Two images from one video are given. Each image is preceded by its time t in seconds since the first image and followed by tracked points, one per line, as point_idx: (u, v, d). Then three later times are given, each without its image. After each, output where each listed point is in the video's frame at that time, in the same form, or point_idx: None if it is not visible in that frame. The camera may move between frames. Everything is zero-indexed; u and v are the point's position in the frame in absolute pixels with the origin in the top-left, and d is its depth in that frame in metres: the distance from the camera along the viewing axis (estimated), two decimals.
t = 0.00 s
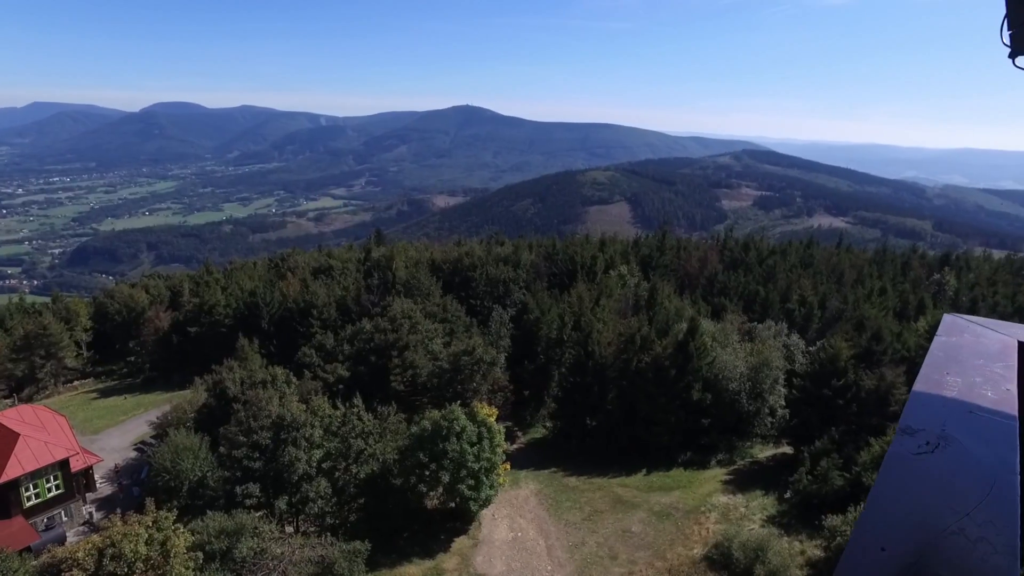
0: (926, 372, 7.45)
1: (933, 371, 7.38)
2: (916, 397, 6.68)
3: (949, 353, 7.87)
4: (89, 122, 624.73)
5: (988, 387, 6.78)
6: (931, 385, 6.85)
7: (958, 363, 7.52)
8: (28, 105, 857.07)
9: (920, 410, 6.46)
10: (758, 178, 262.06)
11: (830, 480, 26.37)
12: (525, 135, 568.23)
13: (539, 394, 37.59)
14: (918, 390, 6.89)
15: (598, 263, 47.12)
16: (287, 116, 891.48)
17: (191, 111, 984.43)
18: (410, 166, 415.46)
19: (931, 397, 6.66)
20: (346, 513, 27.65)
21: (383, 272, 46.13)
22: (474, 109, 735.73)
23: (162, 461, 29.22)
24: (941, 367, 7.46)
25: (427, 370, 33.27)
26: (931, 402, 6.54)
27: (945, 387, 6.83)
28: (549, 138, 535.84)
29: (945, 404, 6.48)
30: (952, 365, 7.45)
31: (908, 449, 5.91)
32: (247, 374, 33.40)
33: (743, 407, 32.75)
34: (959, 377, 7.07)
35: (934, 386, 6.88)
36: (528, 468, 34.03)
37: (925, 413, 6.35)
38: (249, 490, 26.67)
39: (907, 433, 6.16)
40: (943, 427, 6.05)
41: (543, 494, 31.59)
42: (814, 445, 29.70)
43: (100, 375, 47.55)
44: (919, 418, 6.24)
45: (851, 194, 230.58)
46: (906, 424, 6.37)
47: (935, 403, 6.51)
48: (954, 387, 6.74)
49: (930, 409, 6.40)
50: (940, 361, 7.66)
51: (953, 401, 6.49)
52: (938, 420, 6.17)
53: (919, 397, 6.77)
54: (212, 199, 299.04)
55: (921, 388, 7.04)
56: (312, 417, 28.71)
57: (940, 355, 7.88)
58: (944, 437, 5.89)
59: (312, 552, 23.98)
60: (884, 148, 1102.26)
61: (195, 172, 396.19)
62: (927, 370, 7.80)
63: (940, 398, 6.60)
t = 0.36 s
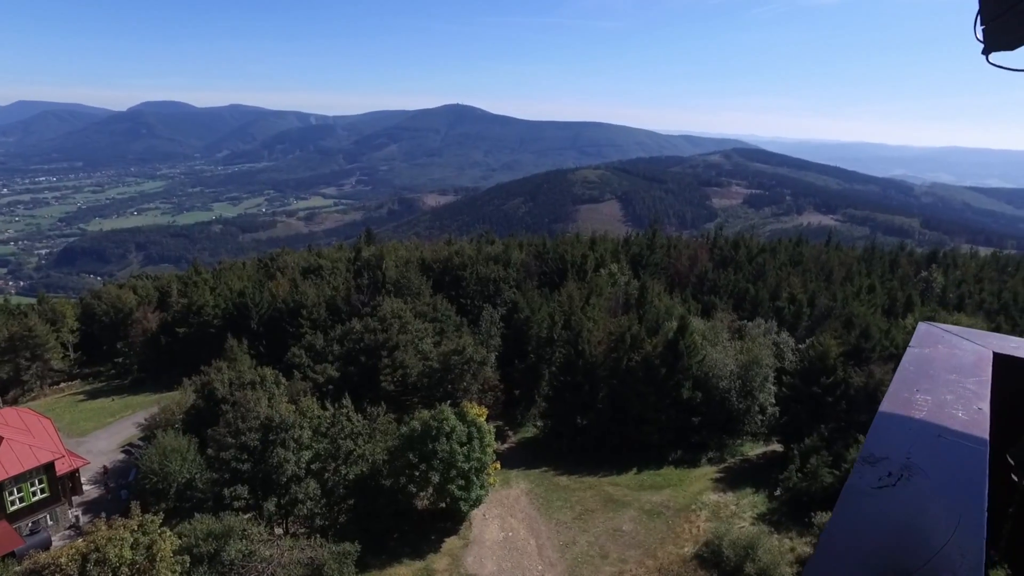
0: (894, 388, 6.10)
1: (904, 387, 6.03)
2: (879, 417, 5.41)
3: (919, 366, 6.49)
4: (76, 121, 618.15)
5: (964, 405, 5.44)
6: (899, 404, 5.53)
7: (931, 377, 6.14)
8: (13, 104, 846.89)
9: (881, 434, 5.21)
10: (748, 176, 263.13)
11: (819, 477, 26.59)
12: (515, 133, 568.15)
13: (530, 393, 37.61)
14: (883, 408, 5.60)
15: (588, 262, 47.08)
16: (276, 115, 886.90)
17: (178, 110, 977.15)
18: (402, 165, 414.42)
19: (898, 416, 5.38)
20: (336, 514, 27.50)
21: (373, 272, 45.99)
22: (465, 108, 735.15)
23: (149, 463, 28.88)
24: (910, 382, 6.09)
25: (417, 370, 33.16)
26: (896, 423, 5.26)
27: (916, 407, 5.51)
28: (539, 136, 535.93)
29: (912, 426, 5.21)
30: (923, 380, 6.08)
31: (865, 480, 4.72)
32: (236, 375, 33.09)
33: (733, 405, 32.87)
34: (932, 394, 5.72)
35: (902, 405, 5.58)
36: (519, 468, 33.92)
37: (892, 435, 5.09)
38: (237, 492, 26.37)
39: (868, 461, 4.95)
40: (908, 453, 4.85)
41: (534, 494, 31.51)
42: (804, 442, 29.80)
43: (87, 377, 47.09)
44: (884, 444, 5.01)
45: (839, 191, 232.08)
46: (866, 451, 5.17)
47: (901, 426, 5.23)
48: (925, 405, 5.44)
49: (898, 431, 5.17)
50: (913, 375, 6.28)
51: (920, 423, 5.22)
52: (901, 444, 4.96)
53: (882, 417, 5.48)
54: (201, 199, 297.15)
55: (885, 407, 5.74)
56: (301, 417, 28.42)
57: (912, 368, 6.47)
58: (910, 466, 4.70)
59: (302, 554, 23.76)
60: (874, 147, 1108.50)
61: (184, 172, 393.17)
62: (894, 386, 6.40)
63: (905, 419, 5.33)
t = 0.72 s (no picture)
0: (874, 403, 5.09)
1: (881, 405, 5.02)
2: (853, 440, 4.42)
3: (904, 378, 5.47)
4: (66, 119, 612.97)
5: (950, 425, 4.49)
6: (878, 425, 4.52)
7: (919, 392, 5.11)
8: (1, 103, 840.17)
9: (853, 462, 4.22)
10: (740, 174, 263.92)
11: (812, 475, 26.72)
12: (509, 131, 568.15)
13: (522, 391, 37.56)
14: (857, 428, 4.62)
15: (581, 260, 47.08)
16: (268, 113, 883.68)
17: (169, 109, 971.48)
18: (395, 164, 413.17)
19: (875, 440, 4.39)
20: (328, 515, 27.37)
21: (365, 271, 45.90)
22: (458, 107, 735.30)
23: (140, 465, 28.64)
24: (891, 398, 5.08)
25: (410, 369, 33.08)
26: (871, 449, 4.28)
27: (897, 429, 4.49)
28: (533, 135, 536.20)
29: (893, 449, 4.23)
30: (906, 397, 5.07)
31: (837, 516, 3.71)
32: (226, 376, 32.81)
33: (727, 403, 32.95)
34: (916, 413, 4.72)
35: (881, 427, 4.56)
36: (511, 467, 33.80)
37: (866, 464, 4.10)
38: (227, 493, 26.08)
39: (840, 491, 3.94)
40: (886, 486, 3.87)
41: (527, 493, 31.44)
42: (796, 440, 29.83)
43: (78, 378, 46.80)
44: (855, 473, 4.03)
45: (831, 189, 233.46)
46: (836, 481, 4.16)
47: (880, 450, 4.25)
48: (908, 428, 4.43)
49: (874, 460, 4.18)
50: (892, 390, 5.27)
51: (903, 448, 4.23)
52: (876, 475, 3.99)
53: (857, 440, 4.49)
54: (193, 198, 295.60)
55: (861, 426, 4.77)
56: (292, 418, 28.19)
57: (891, 381, 5.47)
58: (888, 501, 3.72)
59: (294, 556, 23.57)
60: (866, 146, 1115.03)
61: (176, 171, 391.12)
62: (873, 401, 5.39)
63: (885, 442, 4.34)
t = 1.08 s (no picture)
0: (859, 427, 5.04)
1: (868, 429, 4.94)
2: (837, 476, 4.32)
3: (894, 396, 5.39)
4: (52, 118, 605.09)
5: (938, 455, 4.46)
6: (862, 456, 4.46)
7: (905, 410, 5.07)
8: None
9: (838, 497, 4.15)
10: (730, 173, 264.72)
11: (801, 473, 26.69)
12: (500, 130, 567.64)
13: (513, 391, 37.47)
14: (842, 460, 4.53)
15: (571, 260, 47.08)
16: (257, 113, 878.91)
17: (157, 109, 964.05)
18: (385, 164, 411.64)
19: (861, 473, 4.32)
20: (318, 517, 27.16)
21: (355, 271, 45.67)
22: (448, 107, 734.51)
23: (127, 468, 28.29)
24: (879, 418, 5.02)
25: (399, 370, 32.89)
26: (856, 482, 4.23)
27: (881, 458, 4.46)
28: (524, 134, 536.07)
29: (878, 486, 4.14)
30: (891, 417, 5.01)
31: (821, 563, 3.58)
32: (214, 378, 32.48)
33: (716, 402, 33.05)
34: (902, 437, 4.67)
35: (862, 457, 4.51)
36: (502, 467, 33.69)
37: (850, 501, 4.03)
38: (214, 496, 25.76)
39: (823, 534, 3.83)
40: (871, 531, 3.77)
41: (517, 493, 31.35)
42: (786, 438, 29.88)
43: (63, 381, 46.28)
44: (843, 509, 3.94)
45: (820, 188, 234.67)
46: (820, 521, 4.03)
47: (865, 481, 4.18)
48: (896, 456, 4.40)
49: (859, 497, 4.07)
50: (882, 409, 5.20)
51: (884, 481, 4.18)
52: (863, 512, 3.93)
53: (839, 474, 4.41)
54: (181, 198, 293.20)
55: (847, 457, 4.66)
56: (280, 419, 27.90)
57: (879, 400, 5.39)
58: (875, 548, 3.61)
59: (282, 559, 23.30)
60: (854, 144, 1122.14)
61: (164, 171, 388.08)
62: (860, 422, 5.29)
63: (870, 474, 4.29)
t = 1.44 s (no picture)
0: (841, 450, 5.11)
1: (851, 453, 4.94)
2: (814, 516, 4.23)
3: (880, 416, 5.50)
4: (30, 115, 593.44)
5: (926, 484, 4.49)
6: (841, 489, 4.39)
7: (891, 433, 5.16)
8: None
9: (820, 533, 4.04)
10: (716, 171, 266.08)
11: (787, 469, 26.86)
12: (487, 129, 567.10)
13: (499, 391, 37.39)
14: (818, 495, 4.47)
15: (557, 259, 47.16)
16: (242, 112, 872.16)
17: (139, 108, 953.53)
18: (372, 163, 409.54)
19: (841, 508, 4.24)
20: (304, 519, 26.89)
21: (341, 270, 45.40)
22: (435, 106, 733.12)
23: (108, 472, 27.61)
24: (859, 443, 5.09)
25: (385, 370, 32.66)
26: (841, 520, 4.11)
27: (864, 491, 4.39)
28: (511, 132, 535.80)
29: (856, 526, 4.06)
30: (876, 442, 5.06)
31: None
32: (197, 379, 32.00)
33: (703, 400, 33.19)
34: (886, 465, 4.71)
35: (843, 488, 4.45)
36: (489, 467, 33.54)
37: (834, 541, 3.92)
38: (198, 500, 25.30)
39: None
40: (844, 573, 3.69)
41: (504, 493, 31.20)
42: (772, 435, 30.03)
43: (43, 384, 45.46)
44: (816, 552, 3.85)
45: (804, 185, 236.45)
46: (795, 564, 3.92)
47: (846, 519, 4.10)
48: (878, 490, 4.36)
49: (839, 537, 3.96)
50: (865, 431, 5.28)
51: (868, 519, 4.11)
52: (838, 551, 3.85)
53: (814, 509, 4.35)
54: (165, 198, 290.15)
55: (822, 489, 4.59)
56: (264, 421, 27.52)
57: (861, 421, 5.51)
58: None
59: (268, 563, 22.97)
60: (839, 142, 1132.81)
61: (147, 170, 383.61)
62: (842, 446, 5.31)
63: (851, 510, 4.20)
